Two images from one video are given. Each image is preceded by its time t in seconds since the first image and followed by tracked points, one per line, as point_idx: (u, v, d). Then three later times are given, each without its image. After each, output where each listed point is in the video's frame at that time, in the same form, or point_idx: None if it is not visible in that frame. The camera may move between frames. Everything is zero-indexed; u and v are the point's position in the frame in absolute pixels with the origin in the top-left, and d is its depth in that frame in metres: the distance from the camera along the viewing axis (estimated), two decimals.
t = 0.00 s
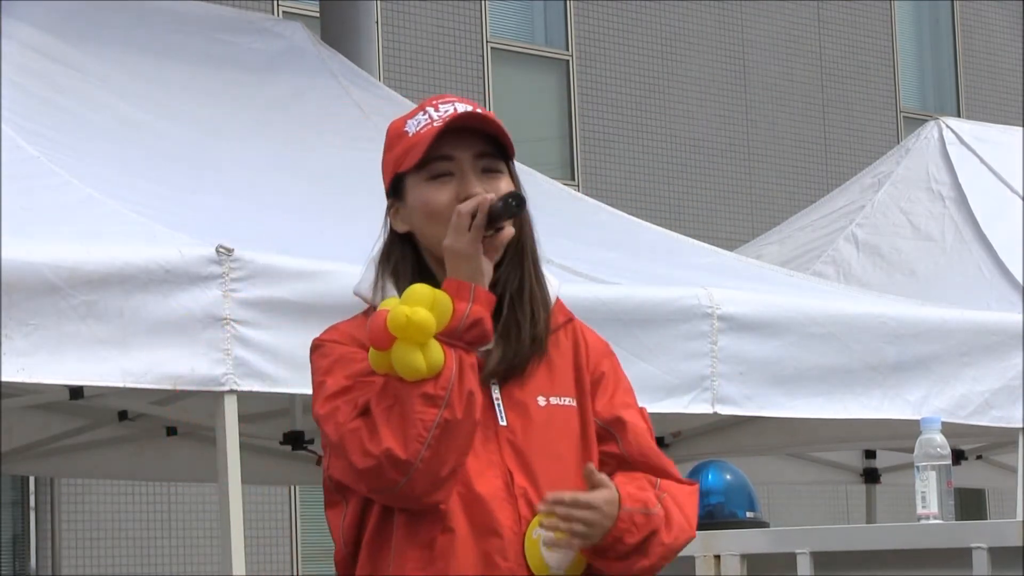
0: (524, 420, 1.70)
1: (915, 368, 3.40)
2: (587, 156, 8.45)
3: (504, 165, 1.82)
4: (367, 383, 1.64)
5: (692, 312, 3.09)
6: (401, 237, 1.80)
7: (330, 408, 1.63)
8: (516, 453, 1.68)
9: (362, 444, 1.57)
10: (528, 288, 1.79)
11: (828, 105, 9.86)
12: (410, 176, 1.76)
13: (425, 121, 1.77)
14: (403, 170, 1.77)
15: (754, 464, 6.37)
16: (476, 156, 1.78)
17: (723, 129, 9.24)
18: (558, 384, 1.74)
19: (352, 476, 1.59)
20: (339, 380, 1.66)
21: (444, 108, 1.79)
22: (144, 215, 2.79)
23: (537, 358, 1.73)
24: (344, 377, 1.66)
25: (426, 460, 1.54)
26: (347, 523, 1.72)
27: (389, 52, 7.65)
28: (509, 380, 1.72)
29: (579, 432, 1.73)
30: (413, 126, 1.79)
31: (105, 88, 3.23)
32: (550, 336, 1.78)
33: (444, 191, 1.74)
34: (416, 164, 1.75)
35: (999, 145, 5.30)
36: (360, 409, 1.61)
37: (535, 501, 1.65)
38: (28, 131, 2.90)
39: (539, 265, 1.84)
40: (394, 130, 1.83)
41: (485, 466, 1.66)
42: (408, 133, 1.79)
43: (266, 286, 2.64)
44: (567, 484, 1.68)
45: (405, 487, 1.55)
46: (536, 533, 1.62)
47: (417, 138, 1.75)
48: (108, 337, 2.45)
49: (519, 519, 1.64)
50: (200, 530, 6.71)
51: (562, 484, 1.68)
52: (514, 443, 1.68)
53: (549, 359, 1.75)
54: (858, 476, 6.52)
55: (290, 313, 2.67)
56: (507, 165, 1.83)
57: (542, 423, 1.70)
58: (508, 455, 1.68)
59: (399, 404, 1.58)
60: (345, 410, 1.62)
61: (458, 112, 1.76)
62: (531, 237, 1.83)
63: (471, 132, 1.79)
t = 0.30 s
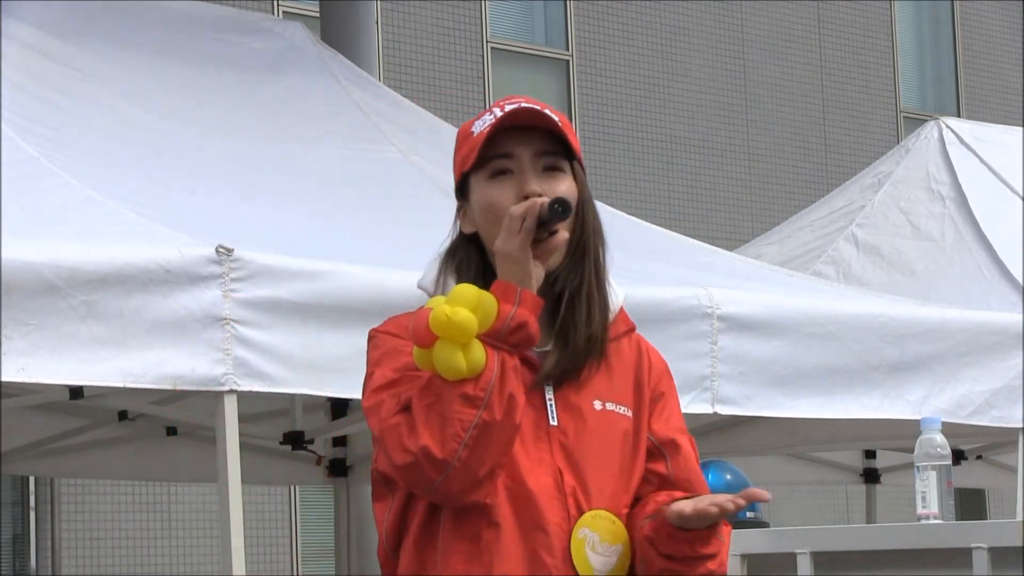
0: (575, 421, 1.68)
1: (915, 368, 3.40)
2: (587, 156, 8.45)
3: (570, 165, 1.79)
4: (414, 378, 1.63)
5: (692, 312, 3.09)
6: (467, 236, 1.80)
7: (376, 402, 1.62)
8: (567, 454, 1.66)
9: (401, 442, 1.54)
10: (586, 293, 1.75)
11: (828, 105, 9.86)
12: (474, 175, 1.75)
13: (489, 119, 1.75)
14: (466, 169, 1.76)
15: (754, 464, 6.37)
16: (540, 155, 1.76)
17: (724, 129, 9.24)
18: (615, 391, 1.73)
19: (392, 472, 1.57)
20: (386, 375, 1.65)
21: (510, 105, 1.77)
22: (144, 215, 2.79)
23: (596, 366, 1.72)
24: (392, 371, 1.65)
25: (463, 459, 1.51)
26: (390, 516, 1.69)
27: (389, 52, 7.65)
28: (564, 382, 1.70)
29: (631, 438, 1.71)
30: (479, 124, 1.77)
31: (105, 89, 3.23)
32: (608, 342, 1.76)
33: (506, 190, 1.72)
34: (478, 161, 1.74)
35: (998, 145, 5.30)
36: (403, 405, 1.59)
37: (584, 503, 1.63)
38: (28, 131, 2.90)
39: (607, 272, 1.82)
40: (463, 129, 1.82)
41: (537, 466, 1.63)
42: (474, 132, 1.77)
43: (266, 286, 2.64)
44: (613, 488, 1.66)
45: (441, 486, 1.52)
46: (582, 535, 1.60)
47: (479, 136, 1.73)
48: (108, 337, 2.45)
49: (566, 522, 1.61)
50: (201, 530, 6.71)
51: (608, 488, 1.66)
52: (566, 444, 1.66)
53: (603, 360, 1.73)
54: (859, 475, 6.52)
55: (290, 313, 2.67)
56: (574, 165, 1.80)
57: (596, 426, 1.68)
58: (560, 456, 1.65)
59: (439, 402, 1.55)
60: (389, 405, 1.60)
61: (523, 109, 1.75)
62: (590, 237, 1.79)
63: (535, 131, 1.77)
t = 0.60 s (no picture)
0: (635, 423, 1.69)
1: (915, 368, 3.39)
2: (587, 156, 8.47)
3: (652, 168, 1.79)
4: (509, 351, 1.53)
5: (693, 312, 3.06)
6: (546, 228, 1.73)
7: (472, 367, 1.50)
8: (628, 450, 1.66)
9: (507, 408, 1.46)
10: (665, 299, 1.80)
11: (828, 105, 9.86)
12: (560, 166, 1.70)
13: (581, 114, 1.73)
14: (553, 159, 1.71)
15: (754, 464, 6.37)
16: (628, 154, 1.74)
17: (724, 129, 9.24)
18: (664, 401, 1.76)
19: (485, 438, 1.49)
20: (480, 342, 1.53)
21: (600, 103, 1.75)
22: (144, 215, 2.79)
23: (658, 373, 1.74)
24: (484, 342, 1.54)
25: (570, 435, 1.46)
26: (434, 490, 1.64)
27: (389, 52, 7.65)
28: (631, 387, 1.72)
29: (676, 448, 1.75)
30: (568, 119, 1.74)
31: (104, 89, 3.23)
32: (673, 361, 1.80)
33: (595, 182, 1.67)
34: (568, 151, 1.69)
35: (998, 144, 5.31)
36: (506, 373, 1.50)
37: (645, 502, 1.63)
38: (28, 131, 2.89)
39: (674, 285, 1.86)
40: (544, 126, 1.78)
41: (603, 460, 1.63)
42: (561, 126, 1.74)
43: (266, 285, 2.64)
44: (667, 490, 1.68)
45: (542, 459, 1.47)
46: (643, 533, 1.61)
47: (571, 129, 1.70)
48: (108, 337, 2.45)
49: (632, 516, 1.61)
50: (201, 530, 6.71)
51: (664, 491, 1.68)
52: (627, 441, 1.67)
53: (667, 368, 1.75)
54: (859, 476, 6.53)
55: (291, 313, 2.67)
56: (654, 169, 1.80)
57: (652, 429, 1.70)
58: (622, 453, 1.66)
59: (546, 374, 1.49)
60: (488, 372, 1.50)
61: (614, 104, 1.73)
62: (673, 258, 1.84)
63: (622, 130, 1.76)
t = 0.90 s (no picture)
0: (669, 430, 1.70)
1: (915, 368, 3.40)
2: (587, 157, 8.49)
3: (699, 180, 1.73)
4: (573, 348, 1.50)
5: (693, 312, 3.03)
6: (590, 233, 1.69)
7: (540, 360, 1.47)
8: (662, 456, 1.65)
9: (578, 406, 1.44)
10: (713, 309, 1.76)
11: (828, 105, 9.87)
12: (609, 173, 1.66)
13: (631, 121, 1.67)
14: (601, 165, 1.66)
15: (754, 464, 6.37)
16: (677, 165, 1.69)
17: (724, 129, 9.24)
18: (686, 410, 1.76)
19: (549, 433, 1.46)
20: (546, 334, 1.50)
21: (653, 112, 1.69)
22: (144, 216, 2.79)
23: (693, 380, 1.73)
24: (548, 335, 1.50)
25: (638, 437, 1.44)
26: (470, 478, 1.59)
27: (389, 52, 7.65)
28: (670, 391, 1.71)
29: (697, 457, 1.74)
30: (618, 124, 1.68)
31: (104, 89, 3.23)
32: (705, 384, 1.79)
33: (646, 193, 1.64)
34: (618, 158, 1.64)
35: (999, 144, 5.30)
36: (575, 371, 1.47)
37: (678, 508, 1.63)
38: (28, 131, 2.89)
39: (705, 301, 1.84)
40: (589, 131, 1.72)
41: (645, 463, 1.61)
42: (611, 131, 1.68)
43: (267, 285, 2.64)
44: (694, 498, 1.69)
45: (608, 459, 1.44)
46: (678, 538, 1.61)
47: (624, 135, 1.64)
48: (108, 337, 2.45)
49: (671, 520, 1.61)
50: (201, 530, 6.71)
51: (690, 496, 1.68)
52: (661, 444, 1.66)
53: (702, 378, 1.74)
54: (859, 475, 6.53)
55: (291, 313, 2.67)
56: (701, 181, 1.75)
57: (680, 436, 1.71)
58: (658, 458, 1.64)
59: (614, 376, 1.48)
60: (555, 367, 1.47)
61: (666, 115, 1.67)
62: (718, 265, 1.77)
63: (674, 139, 1.69)
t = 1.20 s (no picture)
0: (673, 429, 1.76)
1: (915, 368, 3.39)
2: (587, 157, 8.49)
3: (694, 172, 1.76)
4: (573, 357, 1.55)
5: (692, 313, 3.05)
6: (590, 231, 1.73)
7: (540, 373, 1.53)
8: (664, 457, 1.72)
9: (578, 420, 1.50)
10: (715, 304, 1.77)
11: (828, 105, 9.87)
12: (605, 170, 1.71)
13: (624, 116, 1.72)
14: (597, 161, 1.71)
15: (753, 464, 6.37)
16: (672, 158, 1.73)
17: (724, 129, 9.23)
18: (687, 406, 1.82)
19: (552, 444, 1.52)
20: (546, 344, 1.55)
21: (645, 105, 1.73)
22: (144, 216, 2.78)
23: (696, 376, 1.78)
24: (548, 345, 1.55)
25: (640, 446, 1.50)
26: (477, 484, 1.65)
27: (389, 52, 7.65)
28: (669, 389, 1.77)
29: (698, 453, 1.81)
30: (611, 119, 1.74)
31: (104, 88, 3.24)
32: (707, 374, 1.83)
33: (642, 188, 1.68)
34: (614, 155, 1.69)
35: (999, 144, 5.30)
36: (573, 382, 1.53)
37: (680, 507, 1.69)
38: (27, 131, 2.89)
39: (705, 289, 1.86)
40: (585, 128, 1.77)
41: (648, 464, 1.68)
42: (605, 127, 1.74)
43: (267, 285, 2.64)
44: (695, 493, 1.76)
45: (609, 470, 1.50)
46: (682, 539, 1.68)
47: (618, 130, 1.69)
48: (108, 337, 2.45)
49: (675, 520, 1.68)
50: (201, 530, 6.70)
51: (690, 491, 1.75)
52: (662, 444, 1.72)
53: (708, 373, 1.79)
54: (859, 475, 6.53)
55: (291, 313, 2.67)
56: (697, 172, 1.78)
57: (680, 435, 1.77)
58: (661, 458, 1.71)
59: (613, 386, 1.53)
60: (555, 378, 1.53)
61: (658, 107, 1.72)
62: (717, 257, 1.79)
63: (667, 132, 1.74)
